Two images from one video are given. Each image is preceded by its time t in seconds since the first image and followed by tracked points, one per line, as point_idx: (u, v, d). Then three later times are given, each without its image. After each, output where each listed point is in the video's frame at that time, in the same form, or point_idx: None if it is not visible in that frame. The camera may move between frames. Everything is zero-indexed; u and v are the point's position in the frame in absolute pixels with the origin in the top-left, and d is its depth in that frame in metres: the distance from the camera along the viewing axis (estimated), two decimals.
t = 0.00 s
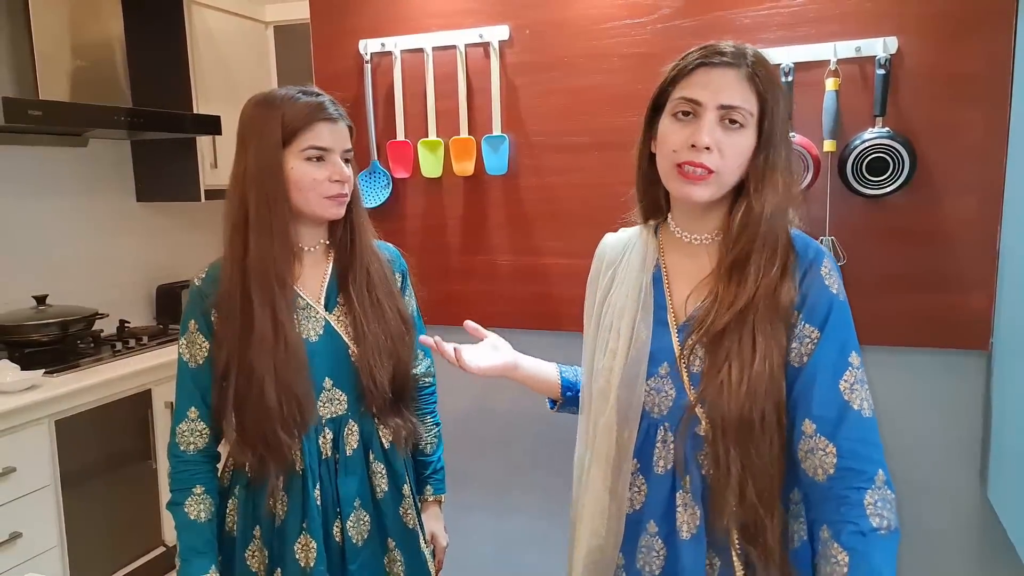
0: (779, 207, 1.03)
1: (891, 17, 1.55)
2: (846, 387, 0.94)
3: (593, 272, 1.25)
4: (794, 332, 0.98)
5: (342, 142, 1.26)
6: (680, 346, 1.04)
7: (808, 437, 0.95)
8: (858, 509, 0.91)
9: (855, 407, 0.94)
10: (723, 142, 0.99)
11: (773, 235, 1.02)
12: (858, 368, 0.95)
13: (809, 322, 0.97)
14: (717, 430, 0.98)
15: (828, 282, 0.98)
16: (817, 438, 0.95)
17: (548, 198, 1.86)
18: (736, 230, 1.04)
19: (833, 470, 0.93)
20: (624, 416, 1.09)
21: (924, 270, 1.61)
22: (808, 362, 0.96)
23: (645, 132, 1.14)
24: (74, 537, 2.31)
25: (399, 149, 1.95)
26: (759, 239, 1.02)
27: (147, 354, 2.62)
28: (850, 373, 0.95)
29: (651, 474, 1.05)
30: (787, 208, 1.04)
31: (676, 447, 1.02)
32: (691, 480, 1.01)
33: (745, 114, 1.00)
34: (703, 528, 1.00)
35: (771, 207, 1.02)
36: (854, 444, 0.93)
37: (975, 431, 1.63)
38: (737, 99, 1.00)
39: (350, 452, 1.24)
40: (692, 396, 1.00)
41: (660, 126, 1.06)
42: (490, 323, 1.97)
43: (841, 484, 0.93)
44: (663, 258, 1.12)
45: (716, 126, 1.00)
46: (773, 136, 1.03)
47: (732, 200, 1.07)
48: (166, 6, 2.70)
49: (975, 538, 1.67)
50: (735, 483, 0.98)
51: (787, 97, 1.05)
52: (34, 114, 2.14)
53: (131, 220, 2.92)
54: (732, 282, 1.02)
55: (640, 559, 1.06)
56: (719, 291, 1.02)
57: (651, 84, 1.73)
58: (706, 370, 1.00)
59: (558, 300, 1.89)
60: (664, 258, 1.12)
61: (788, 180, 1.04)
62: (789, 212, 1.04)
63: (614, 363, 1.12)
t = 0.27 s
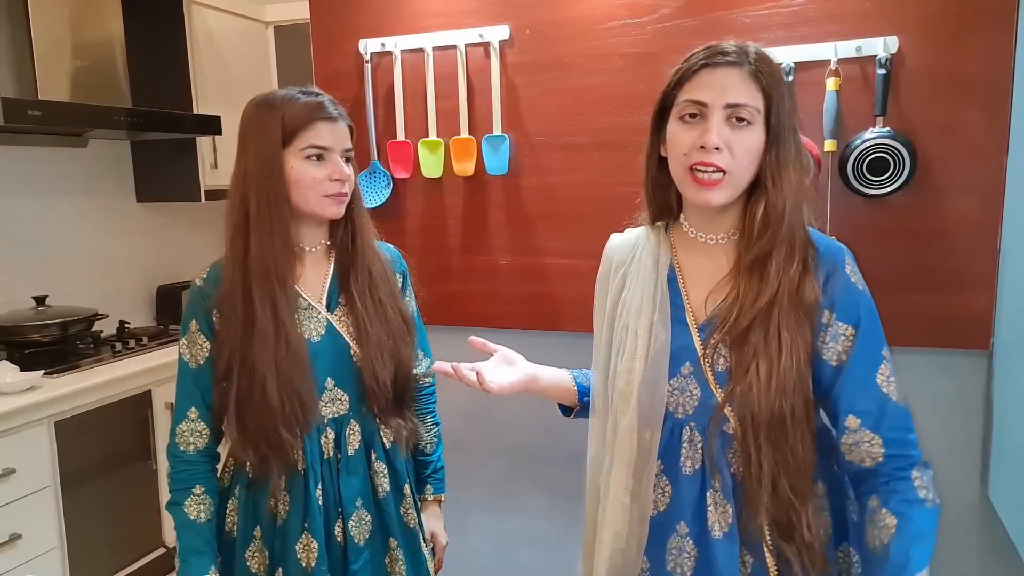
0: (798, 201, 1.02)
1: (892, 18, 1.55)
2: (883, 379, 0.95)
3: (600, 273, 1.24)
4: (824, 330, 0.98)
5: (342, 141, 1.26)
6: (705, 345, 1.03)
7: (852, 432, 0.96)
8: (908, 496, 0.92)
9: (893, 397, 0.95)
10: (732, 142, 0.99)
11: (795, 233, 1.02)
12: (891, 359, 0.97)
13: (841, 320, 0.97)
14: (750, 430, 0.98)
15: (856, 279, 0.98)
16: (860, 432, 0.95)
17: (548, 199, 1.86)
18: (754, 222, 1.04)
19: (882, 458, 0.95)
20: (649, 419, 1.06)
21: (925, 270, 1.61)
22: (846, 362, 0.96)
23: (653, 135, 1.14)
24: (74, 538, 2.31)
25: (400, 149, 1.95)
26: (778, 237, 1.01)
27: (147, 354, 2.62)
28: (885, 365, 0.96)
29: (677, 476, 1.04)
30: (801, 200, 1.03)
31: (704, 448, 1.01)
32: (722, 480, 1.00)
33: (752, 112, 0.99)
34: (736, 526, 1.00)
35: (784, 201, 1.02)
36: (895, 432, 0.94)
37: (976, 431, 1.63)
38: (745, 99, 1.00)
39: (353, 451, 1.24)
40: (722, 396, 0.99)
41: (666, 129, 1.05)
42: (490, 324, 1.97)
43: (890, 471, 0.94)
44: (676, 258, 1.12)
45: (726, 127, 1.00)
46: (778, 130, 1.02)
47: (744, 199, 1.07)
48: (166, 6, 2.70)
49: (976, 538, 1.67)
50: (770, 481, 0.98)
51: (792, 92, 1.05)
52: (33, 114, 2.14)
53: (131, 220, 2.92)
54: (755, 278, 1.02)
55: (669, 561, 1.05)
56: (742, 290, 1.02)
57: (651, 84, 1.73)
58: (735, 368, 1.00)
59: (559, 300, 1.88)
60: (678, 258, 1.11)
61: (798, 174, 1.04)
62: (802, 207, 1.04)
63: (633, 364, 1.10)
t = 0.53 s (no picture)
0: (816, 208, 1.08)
1: (892, 17, 1.55)
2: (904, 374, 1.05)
3: (606, 289, 1.22)
4: (852, 333, 1.05)
5: (342, 139, 1.26)
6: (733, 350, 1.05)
7: (876, 423, 1.04)
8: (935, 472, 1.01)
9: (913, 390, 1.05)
10: (726, 153, 1.01)
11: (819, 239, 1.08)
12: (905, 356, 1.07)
13: (868, 322, 1.05)
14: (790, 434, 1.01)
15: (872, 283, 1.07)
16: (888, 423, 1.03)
17: (548, 199, 1.85)
18: (779, 228, 1.06)
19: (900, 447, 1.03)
20: (680, 427, 1.06)
21: (926, 269, 1.60)
22: (874, 361, 1.04)
23: (664, 147, 1.16)
24: (73, 541, 2.30)
25: (399, 150, 1.94)
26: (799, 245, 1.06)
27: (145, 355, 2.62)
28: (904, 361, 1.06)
29: (711, 481, 1.04)
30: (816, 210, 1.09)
31: (742, 453, 1.02)
32: (761, 484, 1.02)
33: (743, 122, 1.01)
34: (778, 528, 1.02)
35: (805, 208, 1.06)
36: (913, 420, 1.03)
37: (977, 431, 1.63)
38: (741, 104, 1.02)
39: (353, 453, 1.23)
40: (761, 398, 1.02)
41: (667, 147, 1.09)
42: (490, 325, 1.97)
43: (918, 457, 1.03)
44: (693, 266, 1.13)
45: (724, 134, 1.02)
46: (778, 136, 1.04)
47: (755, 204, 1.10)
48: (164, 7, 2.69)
49: (978, 538, 1.67)
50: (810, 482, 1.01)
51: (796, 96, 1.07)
52: (31, 114, 2.13)
53: (130, 221, 2.92)
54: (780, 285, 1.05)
55: (706, 569, 1.04)
56: (768, 297, 1.05)
57: (651, 84, 1.72)
58: (771, 373, 1.02)
59: (559, 301, 1.88)
60: (696, 267, 1.13)
61: (810, 179, 1.08)
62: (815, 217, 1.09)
63: (658, 370, 1.09)
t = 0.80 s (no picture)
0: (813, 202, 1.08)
1: (889, 14, 1.54)
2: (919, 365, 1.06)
3: (617, 270, 1.23)
4: (866, 325, 1.05)
5: (350, 148, 1.24)
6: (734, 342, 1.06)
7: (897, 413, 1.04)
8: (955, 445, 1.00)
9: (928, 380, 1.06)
10: (689, 155, 1.04)
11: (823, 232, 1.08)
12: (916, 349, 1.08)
13: (881, 314, 1.05)
14: (795, 425, 1.01)
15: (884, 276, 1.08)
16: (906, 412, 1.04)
17: (546, 199, 1.85)
18: (745, 216, 1.06)
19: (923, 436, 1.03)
20: (686, 420, 1.07)
21: (924, 267, 1.60)
22: (889, 352, 1.04)
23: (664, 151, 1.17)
24: (72, 544, 2.29)
25: (396, 150, 1.94)
26: (796, 238, 1.06)
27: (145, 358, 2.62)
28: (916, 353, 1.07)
29: (718, 473, 1.04)
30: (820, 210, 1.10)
31: (748, 444, 1.02)
32: (767, 475, 1.01)
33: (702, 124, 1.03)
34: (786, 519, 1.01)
35: (800, 203, 1.07)
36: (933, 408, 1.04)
37: (977, 428, 1.62)
38: (703, 107, 1.04)
39: (345, 455, 1.22)
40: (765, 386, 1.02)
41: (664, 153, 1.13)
42: (488, 325, 1.96)
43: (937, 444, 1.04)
44: (699, 262, 1.14)
45: (688, 138, 1.05)
46: (750, 133, 1.03)
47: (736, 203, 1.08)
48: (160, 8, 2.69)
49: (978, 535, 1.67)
50: (823, 474, 1.01)
51: (785, 92, 1.05)
52: (27, 117, 2.12)
53: (127, 224, 2.91)
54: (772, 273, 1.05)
55: (714, 560, 1.04)
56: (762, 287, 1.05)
57: (648, 83, 1.72)
58: (776, 364, 1.02)
59: (557, 301, 1.88)
60: (703, 263, 1.13)
61: (799, 174, 1.07)
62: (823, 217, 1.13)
63: (663, 361, 1.10)
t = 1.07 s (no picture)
0: (789, 203, 1.04)
1: (886, 12, 1.55)
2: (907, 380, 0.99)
3: (616, 273, 1.26)
4: (850, 333, 1.00)
5: (360, 150, 1.24)
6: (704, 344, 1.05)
7: (875, 423, 0.99)
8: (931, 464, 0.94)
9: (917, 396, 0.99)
10: (671, 154, 1.06)
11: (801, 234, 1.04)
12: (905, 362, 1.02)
13: (868, 324, 0.99)
14: (761, 430, 0.99)
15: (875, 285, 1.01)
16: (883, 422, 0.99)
17: (543, 199, 1.85)
18: (719, 212, 1.05)
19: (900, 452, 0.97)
20: (662, 416, 1.08)
21: (922, 266, 1.60)
22: (872, 363, 0.99)
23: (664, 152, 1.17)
24: (70, 545, 2.29)
25: (394, 150, 1.94)
26: (774, 240, 1.03)
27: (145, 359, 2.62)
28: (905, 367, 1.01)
29: (689, 473, 1.05)
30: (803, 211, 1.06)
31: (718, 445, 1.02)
32: (733, 478, 1.01)
33: (682, 124, 1.04)
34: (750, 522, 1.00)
35: (775, 204, 1.04)
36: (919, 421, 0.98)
37: (974, 427, 1.63)
38: (685, 105, 1.05)
39: (339, 457, 1.22)
40: (726, 387, 1.02)
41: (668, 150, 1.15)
42: (486, 325, 1.96)
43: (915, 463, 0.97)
44: (692, 259, 1.13)
45: (672, 135, 1.07)
46: (724, 134, 1.03)
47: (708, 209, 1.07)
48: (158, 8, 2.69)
49: (974, 534, 1.67)
50: (790, 482, 0.98)
51: (773, 93, 1.03)
52: (24, 117, 2.12)
53: (126, 224, 2.91)
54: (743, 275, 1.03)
55: (680, 557, 1.05)
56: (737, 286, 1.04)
57: (645, 82, 1.72)
58: (750, 365, 1.01)
59: (555, 300, 1.88)
60: (695, 261, 1.12)
61: (775, 176, 1.04)
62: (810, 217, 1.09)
63: (647, 359, 1.12)
